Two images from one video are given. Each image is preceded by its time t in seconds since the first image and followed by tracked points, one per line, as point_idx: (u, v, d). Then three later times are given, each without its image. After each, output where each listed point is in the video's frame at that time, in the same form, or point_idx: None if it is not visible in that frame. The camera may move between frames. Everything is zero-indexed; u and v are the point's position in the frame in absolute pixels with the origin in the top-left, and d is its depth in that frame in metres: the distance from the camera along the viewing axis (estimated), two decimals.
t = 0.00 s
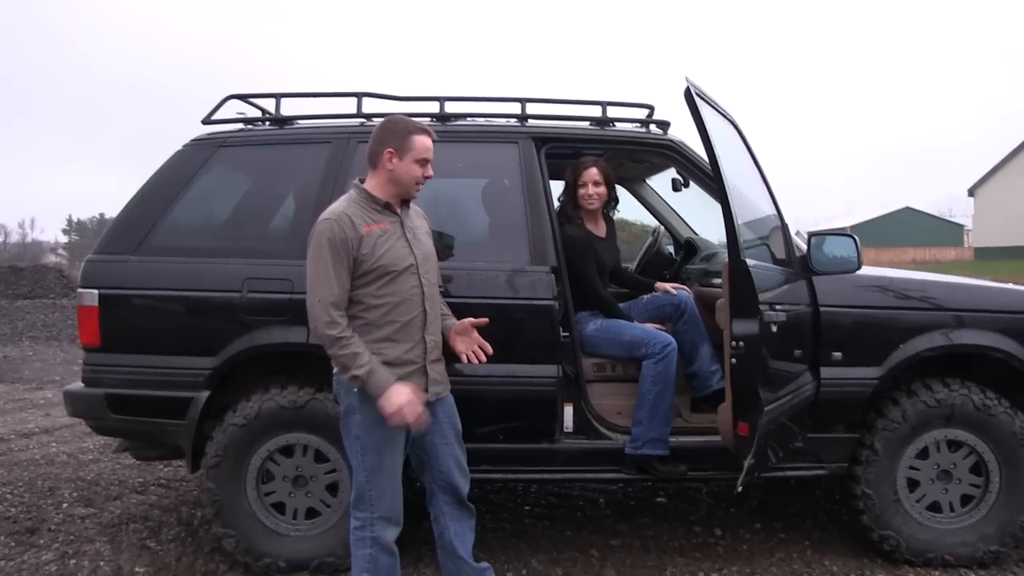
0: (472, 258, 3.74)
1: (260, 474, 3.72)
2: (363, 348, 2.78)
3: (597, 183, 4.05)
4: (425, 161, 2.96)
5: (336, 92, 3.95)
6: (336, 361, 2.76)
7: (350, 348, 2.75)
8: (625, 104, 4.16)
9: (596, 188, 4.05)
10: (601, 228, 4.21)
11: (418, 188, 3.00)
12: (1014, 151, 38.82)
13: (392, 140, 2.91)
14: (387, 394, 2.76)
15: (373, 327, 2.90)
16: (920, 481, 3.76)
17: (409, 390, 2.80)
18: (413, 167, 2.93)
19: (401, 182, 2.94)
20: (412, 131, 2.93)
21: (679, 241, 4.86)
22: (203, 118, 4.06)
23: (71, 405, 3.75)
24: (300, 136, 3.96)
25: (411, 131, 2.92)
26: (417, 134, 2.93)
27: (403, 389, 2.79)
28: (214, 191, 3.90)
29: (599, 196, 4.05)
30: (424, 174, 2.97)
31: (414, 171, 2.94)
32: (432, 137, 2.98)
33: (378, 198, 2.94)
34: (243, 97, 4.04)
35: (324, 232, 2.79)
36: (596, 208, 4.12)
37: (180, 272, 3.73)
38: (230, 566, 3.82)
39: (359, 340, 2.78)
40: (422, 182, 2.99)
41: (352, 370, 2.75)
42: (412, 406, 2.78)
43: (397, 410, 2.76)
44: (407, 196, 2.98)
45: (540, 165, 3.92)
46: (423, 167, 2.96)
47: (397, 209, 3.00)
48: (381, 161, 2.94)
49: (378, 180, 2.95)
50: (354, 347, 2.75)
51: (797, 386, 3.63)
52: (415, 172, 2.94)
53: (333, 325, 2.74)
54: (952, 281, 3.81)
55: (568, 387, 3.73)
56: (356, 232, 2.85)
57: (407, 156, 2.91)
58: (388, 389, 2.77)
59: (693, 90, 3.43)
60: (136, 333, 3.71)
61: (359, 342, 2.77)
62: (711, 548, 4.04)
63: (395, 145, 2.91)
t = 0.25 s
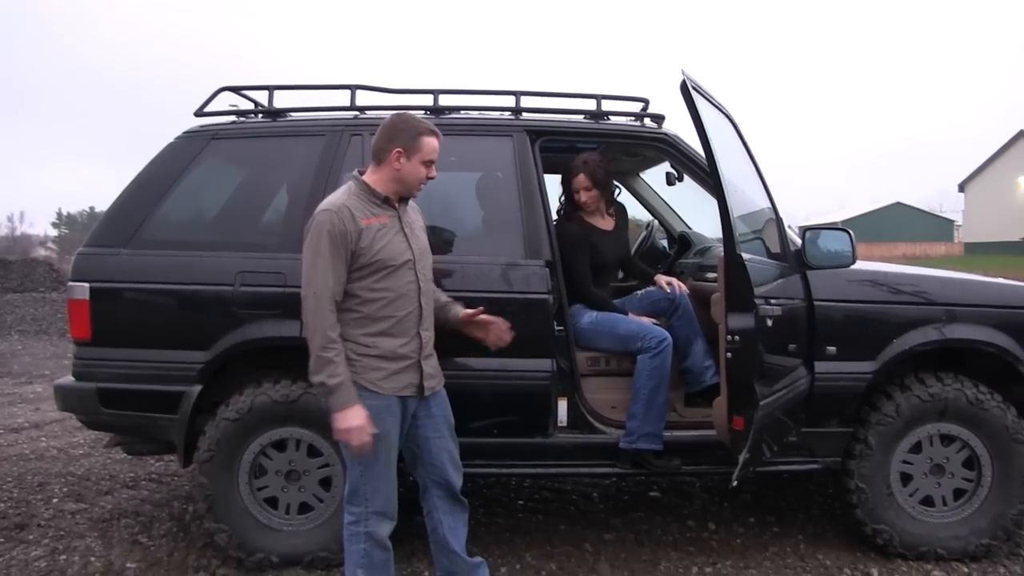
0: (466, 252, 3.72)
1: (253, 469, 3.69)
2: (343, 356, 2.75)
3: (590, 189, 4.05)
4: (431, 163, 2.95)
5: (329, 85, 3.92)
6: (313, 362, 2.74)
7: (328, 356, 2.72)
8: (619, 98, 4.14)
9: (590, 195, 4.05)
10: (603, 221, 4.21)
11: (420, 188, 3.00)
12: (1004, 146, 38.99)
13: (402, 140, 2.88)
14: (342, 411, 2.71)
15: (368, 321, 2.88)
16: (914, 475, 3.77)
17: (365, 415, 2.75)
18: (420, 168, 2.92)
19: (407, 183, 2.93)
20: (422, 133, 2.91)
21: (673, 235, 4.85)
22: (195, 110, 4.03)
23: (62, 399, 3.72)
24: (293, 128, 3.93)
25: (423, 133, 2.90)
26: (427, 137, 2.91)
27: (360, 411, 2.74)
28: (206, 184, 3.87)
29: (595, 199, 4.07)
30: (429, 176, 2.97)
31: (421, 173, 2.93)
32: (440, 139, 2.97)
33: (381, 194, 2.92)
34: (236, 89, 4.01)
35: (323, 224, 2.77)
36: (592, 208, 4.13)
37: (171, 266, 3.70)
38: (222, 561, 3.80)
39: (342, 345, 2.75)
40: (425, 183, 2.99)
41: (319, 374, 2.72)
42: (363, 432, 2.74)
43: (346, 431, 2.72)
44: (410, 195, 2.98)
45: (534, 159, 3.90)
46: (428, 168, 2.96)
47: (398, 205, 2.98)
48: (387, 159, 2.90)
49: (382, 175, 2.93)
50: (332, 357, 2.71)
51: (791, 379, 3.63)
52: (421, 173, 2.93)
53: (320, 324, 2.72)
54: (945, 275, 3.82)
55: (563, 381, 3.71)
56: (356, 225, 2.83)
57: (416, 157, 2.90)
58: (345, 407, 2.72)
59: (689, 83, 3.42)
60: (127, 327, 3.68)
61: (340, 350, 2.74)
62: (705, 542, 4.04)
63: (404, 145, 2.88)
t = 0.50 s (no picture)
0: (458, 243, 3.71)
1: (244, 461, 3.68)
2: (325, 347, 2.74)
3: (588, 182, 4.05)
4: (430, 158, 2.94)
5: (321, 75, 3.90)
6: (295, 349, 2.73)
7: (310, 345, 2.71)
8: (611, 89, 4.13)
9: (587, 188, 4.05)
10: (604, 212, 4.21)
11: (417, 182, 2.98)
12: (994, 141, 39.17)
13: (400, 135, 2.86)
14: (309, 404, 2.71)
15: (362, 310, 2.87)
16: (904, 467, 3.78)
17: (334, 410, 2.73)
18: (418, 164, 2.91)
19: (404, 178, 2.91)
20: (421, 129, 2.88)
21: (664, 228, 4.84)
22: (185, 100, 3.99)
23: (51, 391, 3.69)
24: (285, 119, 3.91)
25: (421, 129, 2.87)
26: (426, 133, 2.89)
27: (329, 405, 2.72)
28: (197, 175, 3.84)
29: (593, 192, 4.07)
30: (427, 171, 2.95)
31: (418, 169, 2.92)
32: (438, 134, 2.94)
33: (379, 186, 2.91)
34: (226, 79, 3.98)
35: (319, 211, 2.76)
36: (591, 201, 4.13)
37: (161, 257, 3.67)
38: (213, 553, 3.78)
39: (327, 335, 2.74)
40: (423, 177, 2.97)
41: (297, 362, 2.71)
42: (330, 427, 2.73)
43: (313, 424, 2.72)
44: (406, 189, 2.96)
45: (526, 150, 3.89)
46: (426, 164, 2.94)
47: (394, 196, 2.97)
48: (385, 153, 2.89)
49: (379, 169, 2.91)
50: (314, 346, 2.70)
51: (783, 372, 3.63)
52: (419, 169, 2.91)
53: (309, 311, 2.71)
54: (936, 268, 3.82)
55: (555, 372, 3.71)
56: (352, 213, 2.82)
57: (414, 153, 2.88)
58: (314, 400, 2.70)
59: (682, 74, 3.42)
60: (117, 318, 3.66)
61: (324, 340, 2.73)
62: (696, 534, 4.05)
63: (402, 141, 2.86)
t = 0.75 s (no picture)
0: (458, 237, 3.70)
1: (243, 454, 3.68)
2: (327, 332, 2.73)
3: (589, 168, 4.04)
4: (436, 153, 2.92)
5: (320, 68, 3.89)
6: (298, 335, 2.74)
7: (312, 330, 2.71)
8: (611, 83, 4.12)
9: (589, 174, 4.04)
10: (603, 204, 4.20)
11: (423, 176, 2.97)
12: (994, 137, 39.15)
13: (406, 128, 2.85)
14: (317, 389, 2.71)
15: (363, 302, 2.87)
16: (904, 462, 3.78)
17: (342, 392, 2.72)
18: (423, 158, 2.89)
19: (411, 172, 2.91)
20: (428, 123, 2.87)
21: (663, 222, 4.83)
22: (185, 94, 3.98)
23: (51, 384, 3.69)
24: (284, 112, 3.90)
25: (427, 123, 2.86)
26: (433, 127, 2.87)
27: (336, 387, 2.71)
28: (196, 168, 3.83)
29: (595, 179, 4.06)
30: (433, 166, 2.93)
31: (425, 163, 2.90)
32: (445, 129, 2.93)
33: (384, 179, 2.91)
34: (225, 72, 3.96)
35: (322, 201, 2.77)
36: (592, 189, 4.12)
37: (161, 250, 3.67)
38: (213, 546, 3.78)
39: (328, 321, 2.74)
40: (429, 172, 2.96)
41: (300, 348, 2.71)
42: (339, 409, 2.72)
43: (322, 409, 2.72)
44: (412, 182, 2.95)
45: (526, 145, 3.88)
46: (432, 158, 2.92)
47: (400, 189, 2.97)
48: (391, 146, 2.88)
49: (385, 162, 2.90)
50: (315, 331, 2.70)
51: (783, 366, 3.63)
52: (424, 163, 2.90)
53: (309, 299, 2.71)
54: (936, 263, 3.82)
55: (555, 366, 3.71)
56: (355, 204, 2.83)
57: (419, 147, 2.87)
58: (322, 384, 2.71)
59: (683, 67, 3.42)
60: (116, 312, 3.65)
61: (325, 326, 2.73)
62: (696, 528, 4.05)
63: (409, 134, 2.85)
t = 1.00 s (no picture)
0: (460, 231, 3.70)
1: (245, 448, 3.68)
2: (333, 326, 2.73)
3: (589, 159, 4.04)
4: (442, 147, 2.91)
5: (322, 62, 3.88)
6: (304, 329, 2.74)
7: (318, 324, 2.71)
8: (613, 77, 4.11)
9: (590, 165, 4.04)
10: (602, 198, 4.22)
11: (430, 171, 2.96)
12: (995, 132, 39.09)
13: (411, 122, 2.85)
14: (323, 382, 2.71)
15: (367, 296, 2.87)
16: (906, 457, 3.79)
17: (348, 386, 2.72)
18: (429, 152, 2.89)
19: (416, 166, 2.90)
20: (433, 117, 2.86)
21: (665, 217, 4.82)
22: (187, 87, 3.98)
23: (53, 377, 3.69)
24: (286, 106, 3.89)
25: (433, 117, 2.86)
26: (439, 121, 2.87)
27: (342, 381, 2.71)
28: (198, 162, 3.82)
29: (595, 169, 4.06)
30: (439, 160, 2.93)
31: (430, 157, 2.90)
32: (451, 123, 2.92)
33: (390, 173, 2.90)
34: (227, 66, 3.96)
35: (328, 194, 2.77)
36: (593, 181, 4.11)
37: (162, 244, 3.66)
38: (215, 540, 3.79)
39: (334, 314, 2.74)
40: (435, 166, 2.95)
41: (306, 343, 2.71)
42: (345, 403, 2.72)
43: (328, 402, 2.71)
44: (419, 177, 2.95)
45: (528, 139, 3.87)
46: (438, 153, 2.92)
47: (406, 183, 2.96)
48: (396, 140, 2.88)
49: (391, 157, 2.90)
50: (321, 325, 2.71)
51: (785, 360, 3.64)
52: (430, 157, 2.89)
53: (315, 292, 2.72)
54: (938, 257, 3.81)
55: (557, 360, 3.71)
56: (361, 197, 2.82)
57: (425, 140, 2.86)
58: (327, 377, 2.70)
59: (687, 61, 3.41)
60: (119, 305, 3.65)
61: (331, 319, 2.73)
62: (697, 523, 4.05)
63: (414, 128, 2.85)
